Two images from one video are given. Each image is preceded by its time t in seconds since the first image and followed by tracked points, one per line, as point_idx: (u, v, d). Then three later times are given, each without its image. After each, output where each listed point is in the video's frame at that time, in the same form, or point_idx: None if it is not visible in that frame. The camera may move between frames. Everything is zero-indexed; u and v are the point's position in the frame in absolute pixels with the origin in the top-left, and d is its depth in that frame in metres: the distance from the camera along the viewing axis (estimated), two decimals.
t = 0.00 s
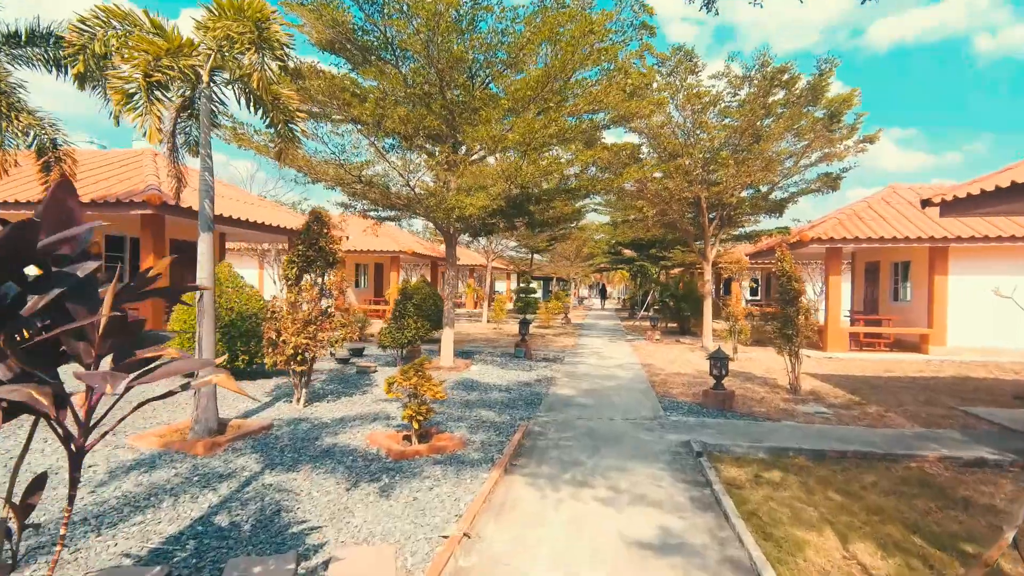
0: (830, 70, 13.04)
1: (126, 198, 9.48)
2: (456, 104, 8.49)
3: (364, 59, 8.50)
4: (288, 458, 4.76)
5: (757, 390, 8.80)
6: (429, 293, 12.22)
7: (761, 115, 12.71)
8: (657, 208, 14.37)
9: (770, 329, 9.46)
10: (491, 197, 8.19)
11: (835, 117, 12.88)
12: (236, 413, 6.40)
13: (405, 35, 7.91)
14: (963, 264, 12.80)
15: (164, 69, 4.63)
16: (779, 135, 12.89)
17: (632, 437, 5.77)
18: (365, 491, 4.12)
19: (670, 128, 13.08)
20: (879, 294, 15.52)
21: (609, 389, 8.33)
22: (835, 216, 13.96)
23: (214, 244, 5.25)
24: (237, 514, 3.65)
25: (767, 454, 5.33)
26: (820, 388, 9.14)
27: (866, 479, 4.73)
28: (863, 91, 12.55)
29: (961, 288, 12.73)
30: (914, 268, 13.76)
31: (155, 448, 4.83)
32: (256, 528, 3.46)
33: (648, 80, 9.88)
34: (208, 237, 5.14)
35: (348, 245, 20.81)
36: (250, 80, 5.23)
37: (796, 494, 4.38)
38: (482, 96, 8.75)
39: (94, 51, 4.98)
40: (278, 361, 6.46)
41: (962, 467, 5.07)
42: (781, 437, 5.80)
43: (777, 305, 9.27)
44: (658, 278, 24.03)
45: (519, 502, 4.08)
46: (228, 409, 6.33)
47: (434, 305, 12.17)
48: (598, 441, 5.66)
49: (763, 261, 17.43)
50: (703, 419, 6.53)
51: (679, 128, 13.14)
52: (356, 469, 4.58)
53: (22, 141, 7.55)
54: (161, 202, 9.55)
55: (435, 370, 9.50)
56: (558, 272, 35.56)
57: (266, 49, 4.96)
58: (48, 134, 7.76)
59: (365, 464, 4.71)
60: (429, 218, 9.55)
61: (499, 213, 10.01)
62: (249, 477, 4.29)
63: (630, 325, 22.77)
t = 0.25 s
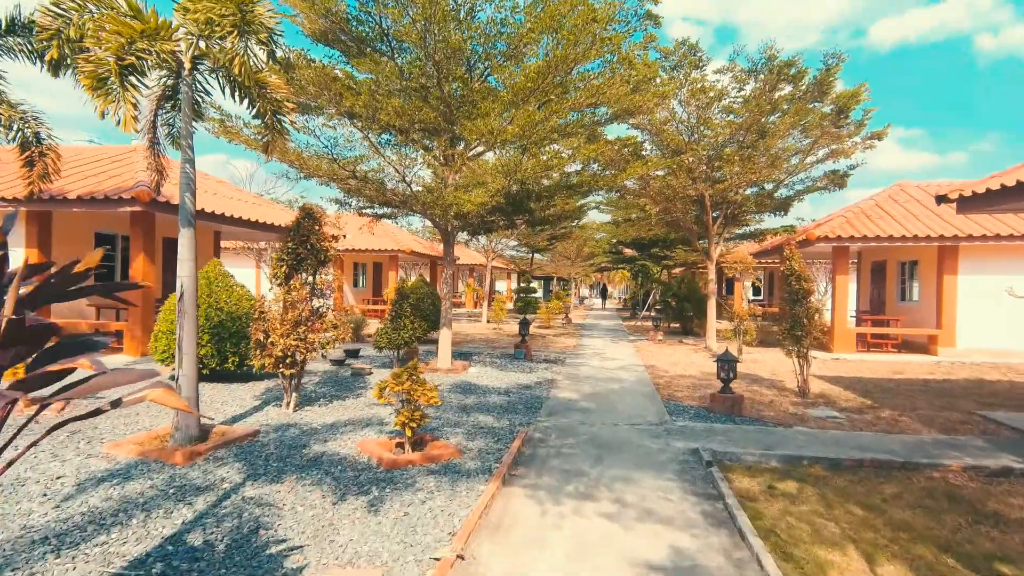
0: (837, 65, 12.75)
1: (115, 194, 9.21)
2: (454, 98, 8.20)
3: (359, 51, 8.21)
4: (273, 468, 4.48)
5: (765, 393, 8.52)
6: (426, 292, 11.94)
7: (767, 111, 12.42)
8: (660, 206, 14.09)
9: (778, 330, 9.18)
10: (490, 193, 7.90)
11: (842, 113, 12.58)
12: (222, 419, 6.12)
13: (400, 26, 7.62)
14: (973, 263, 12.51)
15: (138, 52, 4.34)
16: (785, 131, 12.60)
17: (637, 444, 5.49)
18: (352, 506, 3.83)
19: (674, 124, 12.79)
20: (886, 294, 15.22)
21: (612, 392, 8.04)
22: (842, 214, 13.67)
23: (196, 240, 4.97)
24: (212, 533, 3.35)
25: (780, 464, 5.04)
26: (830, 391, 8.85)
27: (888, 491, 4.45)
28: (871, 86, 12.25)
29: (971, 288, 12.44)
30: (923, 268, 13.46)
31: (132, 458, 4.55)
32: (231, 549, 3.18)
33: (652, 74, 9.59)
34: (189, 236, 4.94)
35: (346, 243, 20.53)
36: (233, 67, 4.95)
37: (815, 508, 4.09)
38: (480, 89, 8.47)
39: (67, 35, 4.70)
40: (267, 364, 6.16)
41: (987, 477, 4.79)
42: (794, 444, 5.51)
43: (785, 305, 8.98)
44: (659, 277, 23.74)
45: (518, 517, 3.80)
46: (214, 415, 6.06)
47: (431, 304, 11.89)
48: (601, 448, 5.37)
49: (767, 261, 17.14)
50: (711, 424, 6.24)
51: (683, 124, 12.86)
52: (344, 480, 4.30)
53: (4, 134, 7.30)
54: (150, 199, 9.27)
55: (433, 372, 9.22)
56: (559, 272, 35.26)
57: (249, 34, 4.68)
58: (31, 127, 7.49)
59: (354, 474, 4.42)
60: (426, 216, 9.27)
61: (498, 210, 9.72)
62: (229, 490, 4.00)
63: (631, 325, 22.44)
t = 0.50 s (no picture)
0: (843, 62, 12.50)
1: (103, 193, 8.97)
2: (451, 94, 7.95)
3: (354, 45, 7.96)
4: (256, 482, 4.23)
5: (772, 398, 8.26)
6: (424, 294, 11.69)
7: (771, 108, 12.17)
8: (663, 205, 13.84)
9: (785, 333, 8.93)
10: (487, 192, 7.65)
11: (848, 110, 12.33)
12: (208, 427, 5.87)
13: (395, 19, 7.36)
14: (982, 264, 12.25)
15: (112, 40, 4.11)
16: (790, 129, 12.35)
17: (642, 454, 5.24)
18: (338, 525, 3.58)
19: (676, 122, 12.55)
20: (892, 295, 14.96)
21: (614, 397, 7.79)
22: (847, 214, 13.42)
23: (177, 240, 4.72)
24: (184, 557, 3.10)
25: (793, 475, 4.79)
26: (838, 395, 8.60)
27: (908, 506, 4.19)
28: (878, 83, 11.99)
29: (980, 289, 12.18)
30: (930, 268, 13.21)
31: (108, 470, 4.30)
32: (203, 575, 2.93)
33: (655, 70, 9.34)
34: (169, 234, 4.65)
35: (344, 244, 20.29)
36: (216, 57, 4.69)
37: (832, 525, 3.84)
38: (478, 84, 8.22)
39: (42, 25, 4.48)
40: (255, 369, 5.90)
41: (1011, 491, 4.53)
42: (806, 454, 5.26)
43: (792, 308, 8.72)
44: (661, 278, 23.48)
45: (516, 537, 3.55)
46: (200, 424, 5.82)
47: (429, 306, 11.64)
48: (604, 458, 5.12)
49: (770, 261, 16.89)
50: (718, 432, 5.99)
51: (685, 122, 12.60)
52: (331, 495, 4.04)
53: None
54: (139, 198, 9.02)
55: (430, 376, 8.97)
56: (559, 272, 35.01)
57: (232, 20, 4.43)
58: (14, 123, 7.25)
59: (342, 489, 4.16)
60: (423, 215, 9.02)
61: (497, 209, 9.47)
62: (207, 506, 3.75)
63: (633, 326, 22.20)
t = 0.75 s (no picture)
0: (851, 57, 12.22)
1: (91, 190, 8.71)
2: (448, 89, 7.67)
3: (349, 37, 7.66)
4: (236, 495, 3.96)
5: (780, 402, 7.99)
6: (422, 294, 11.42)
7: (778, 104, 11.89)
8: (666, 204, 13.56)
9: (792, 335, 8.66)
10: (486, 189, 7.38)
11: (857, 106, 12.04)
12: (191, 433, 5.60)
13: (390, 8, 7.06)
14: (993, 264, 11.97)
15: (81, 22, 3.84)
16: (796, 126, 12.07)
17: (646, 464, 4.96)
18: (319, 544, 3.31)
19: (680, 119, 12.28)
20: (900, 296, 14.68)
21: (616, 401, 7.52)
22: (855, 212, 13.13)
23: (154, 237, 4.45)
24: None
25: (806, 487, 4.52)
26: (848, 399, 8.32)
27: (932, 522, 3.92)
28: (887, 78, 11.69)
29: (991, 289, 11.90)
30: (939, 268, 12.92)
31: (78, 482, 4.04)
32: None
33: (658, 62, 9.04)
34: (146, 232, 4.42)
35: (342, 243, 20.03)
36: (197, 45, 4.46)
37: (853, 544, 3.57)
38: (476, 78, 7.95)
39: (10, 9, 4.24)
40: (240, 373, 5.63)
41: None
42: (819, 464, 4.99)
43: (800, 309, 8.45)
44: (663, 278, 23.20)
45: (512, 557, 3.28)
46: (182, 430, 5.54)
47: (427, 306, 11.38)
48: (607, 468, 4.85)
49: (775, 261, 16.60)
50: (726, 440, 5.71)
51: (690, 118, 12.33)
52: (313, 510, 3.77)
53: None
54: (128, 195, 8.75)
55: (426, 379, 8.70)
56: (561, 272, 34.76)
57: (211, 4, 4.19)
58: None
59: (327, 503, 3.90)
60: (420, 213, 8.75)
61: (496, 207, 9.20)
62: (179, 523, 3.48)
63: (634, 327, 21.94)
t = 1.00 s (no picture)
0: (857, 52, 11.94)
1: (75, 186, 8.45)
2: (443, 83, 7.37)
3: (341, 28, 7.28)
4: (209, 510, 3.70)
5: (786, 407, 7.72)
6: (417, 294, 11.16)
7: (782, 100, 11.61)
8: (668, 202, 13.29)
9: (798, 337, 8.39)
10: (482, 186, 7.12)
11: (863, 102, 11.75)
12: (170, 441, 5.33)
13: None
14: (1003, 263, 11.70)
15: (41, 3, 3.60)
16: (801, 122, 11.79)
17: (649, 474, 4.70)
18: (293, 568, 3.04)
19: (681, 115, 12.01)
20: (905, 296, 14.42)
21: (617, 406, 7.26)
22: (861, 211, 12.85)
23: (126, 234, 4.18)
24: None
25: (819, 501, 4.25)
26: (856, 404, 8.05)
27: (956, 540, 3.66)
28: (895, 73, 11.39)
29: (1001, 289, 11.63)
30: (947, 268, 12.65)
31: (41, 497, 3.78)
32: None
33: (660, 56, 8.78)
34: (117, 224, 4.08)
35: (339, 242, 19.76)
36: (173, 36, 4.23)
37: (872, 565, 3.31)
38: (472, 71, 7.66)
39: None
40: (222, 377, 5.34)
41: None
42: (831, 475, 4.72)
43: (806, 310, 8.18)
44: (664, 278, 22.93)
45: None
46: (161, 437, 5.28)
47: (422, 306, 11.11)
48: (607, 479, 4.59)
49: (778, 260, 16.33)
50: (732, 448, 5.45)
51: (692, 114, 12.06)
52: (291, 527, 3.50)
53: None
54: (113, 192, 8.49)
55: (420, 382, 8.43)
56: (560, 272, 34.51)
57: None
58: None
59: (306, 519, 3.63)
60: (414, 210, 8.48)
61: (493, 205, 8.94)
62: (143, 543, 3.22)
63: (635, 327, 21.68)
